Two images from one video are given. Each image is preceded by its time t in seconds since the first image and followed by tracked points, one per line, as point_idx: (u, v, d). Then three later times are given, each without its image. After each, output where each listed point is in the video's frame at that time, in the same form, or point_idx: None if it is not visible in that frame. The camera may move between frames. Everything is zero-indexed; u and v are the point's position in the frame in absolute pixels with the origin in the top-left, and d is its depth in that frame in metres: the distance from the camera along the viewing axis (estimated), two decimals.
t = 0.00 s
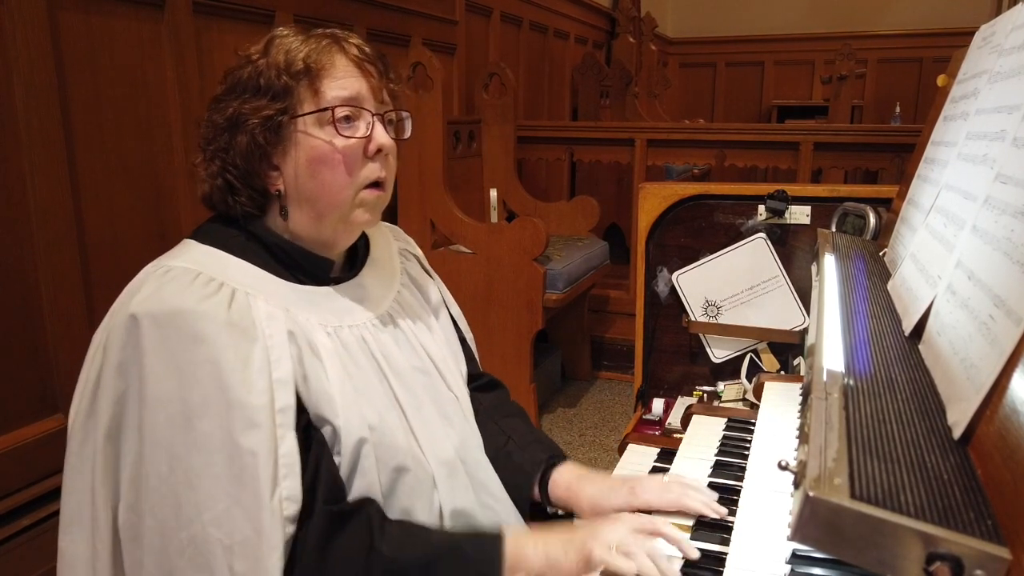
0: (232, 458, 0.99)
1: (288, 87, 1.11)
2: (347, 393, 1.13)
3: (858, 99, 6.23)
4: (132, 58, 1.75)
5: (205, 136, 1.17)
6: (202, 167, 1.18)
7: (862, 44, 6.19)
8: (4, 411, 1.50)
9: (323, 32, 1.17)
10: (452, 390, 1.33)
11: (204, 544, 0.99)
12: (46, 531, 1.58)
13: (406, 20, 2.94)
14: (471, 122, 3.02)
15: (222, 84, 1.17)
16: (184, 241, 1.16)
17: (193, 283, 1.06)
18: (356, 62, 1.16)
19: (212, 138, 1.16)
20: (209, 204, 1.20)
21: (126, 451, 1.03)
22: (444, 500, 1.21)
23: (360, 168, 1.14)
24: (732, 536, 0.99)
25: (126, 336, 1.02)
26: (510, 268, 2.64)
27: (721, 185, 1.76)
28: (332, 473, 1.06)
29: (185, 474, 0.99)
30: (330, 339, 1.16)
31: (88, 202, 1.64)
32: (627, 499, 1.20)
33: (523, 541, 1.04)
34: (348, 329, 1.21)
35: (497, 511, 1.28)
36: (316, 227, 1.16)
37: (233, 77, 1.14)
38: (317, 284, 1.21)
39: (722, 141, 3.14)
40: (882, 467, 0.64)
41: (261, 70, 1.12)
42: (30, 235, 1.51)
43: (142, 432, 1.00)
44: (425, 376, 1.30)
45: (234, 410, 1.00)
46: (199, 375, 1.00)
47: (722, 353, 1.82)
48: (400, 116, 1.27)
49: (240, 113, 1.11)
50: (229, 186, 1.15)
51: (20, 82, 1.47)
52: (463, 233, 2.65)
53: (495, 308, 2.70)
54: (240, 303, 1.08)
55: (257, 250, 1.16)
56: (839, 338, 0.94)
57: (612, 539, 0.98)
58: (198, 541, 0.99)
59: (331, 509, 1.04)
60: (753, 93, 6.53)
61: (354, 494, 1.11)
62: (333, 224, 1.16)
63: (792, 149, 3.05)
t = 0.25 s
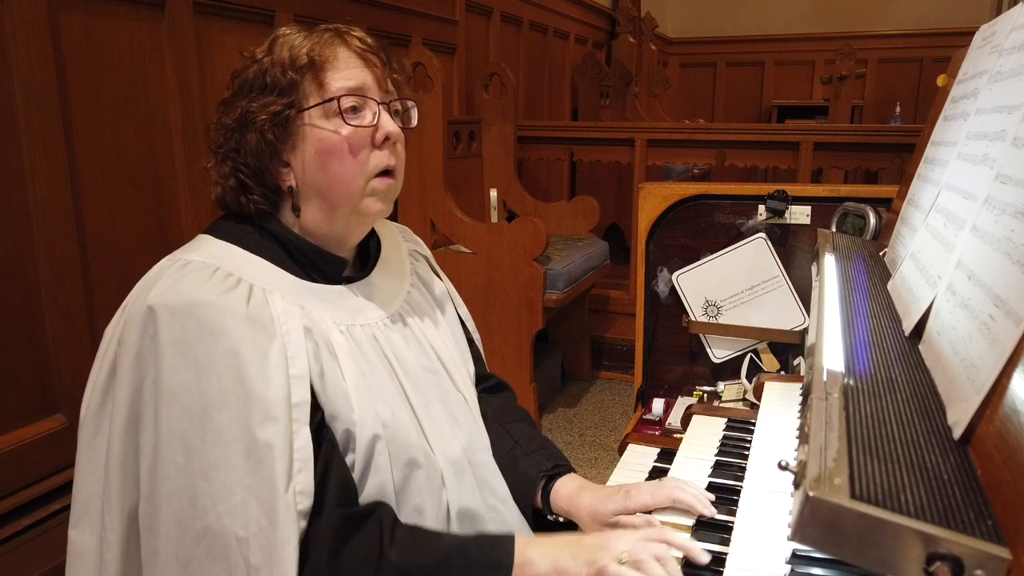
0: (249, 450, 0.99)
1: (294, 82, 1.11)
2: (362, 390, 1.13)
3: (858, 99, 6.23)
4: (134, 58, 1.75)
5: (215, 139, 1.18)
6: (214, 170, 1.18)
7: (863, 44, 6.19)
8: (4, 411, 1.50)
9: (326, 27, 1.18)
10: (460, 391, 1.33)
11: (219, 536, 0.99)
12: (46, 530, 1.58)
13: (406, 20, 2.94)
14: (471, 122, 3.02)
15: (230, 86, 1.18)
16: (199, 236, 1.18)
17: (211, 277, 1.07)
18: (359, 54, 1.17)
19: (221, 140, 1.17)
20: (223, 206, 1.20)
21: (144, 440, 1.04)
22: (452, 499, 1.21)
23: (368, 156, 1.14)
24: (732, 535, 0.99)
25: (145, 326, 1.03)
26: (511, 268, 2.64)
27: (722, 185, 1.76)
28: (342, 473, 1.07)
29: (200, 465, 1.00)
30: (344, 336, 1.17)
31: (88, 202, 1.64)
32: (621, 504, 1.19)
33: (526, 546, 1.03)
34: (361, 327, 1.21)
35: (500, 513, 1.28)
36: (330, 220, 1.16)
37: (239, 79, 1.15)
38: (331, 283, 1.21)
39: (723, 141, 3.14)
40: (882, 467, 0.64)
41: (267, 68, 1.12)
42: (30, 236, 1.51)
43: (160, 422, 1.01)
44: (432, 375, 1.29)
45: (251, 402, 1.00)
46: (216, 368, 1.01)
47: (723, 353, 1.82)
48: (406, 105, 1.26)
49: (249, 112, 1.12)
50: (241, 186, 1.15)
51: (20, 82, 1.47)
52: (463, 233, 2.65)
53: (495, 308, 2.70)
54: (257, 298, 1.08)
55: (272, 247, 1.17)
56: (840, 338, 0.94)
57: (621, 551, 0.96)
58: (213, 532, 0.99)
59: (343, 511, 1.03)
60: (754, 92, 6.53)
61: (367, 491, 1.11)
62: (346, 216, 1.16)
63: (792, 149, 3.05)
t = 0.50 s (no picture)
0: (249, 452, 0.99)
1: (288, 79, 1.12)
2: (361, 389, 1.13)
3: (858, 99, 6.23)
4: (134, 58, 1.75)
5: (211, 144, 1.19)
6: (210, 175, 1.18)
7: (863, 44, 6.19)
8: (3, 412, 1.50)
9: (318, 25, 1.19)
10: (460, 391, 1.33)
11: (220, 538, 0.98)
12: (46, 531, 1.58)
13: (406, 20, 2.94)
14: (471, 122, 3.02)
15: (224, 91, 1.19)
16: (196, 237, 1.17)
17: (210, 277, 1.07)
18: (352, 49, 1.17)
19: (217, 144, 1.17)
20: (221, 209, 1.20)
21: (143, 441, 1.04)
22: (451, 499, 1.21)
23: (364, 148, 1.14)
24: (732, 535, 0.99)
25: (144, 326, 1.03)
26: (510, 268, 2.64)
27: (722, 185, 1.76)
28: (342, 473, 1.07)
29: (199, 467, 0.99)
30: (344, 336, 1.17)
31: (88, 202, 1.64)
32: (621, 502, 1.20)
33: (526, 536, 0.99)
34: (361, 327, 1.21)
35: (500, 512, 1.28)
36: (328, 216, 1.16)
37: (233, 82, 1.16)
38: (331, 282, 1.22)
39: (723, 141, 3.14)
40: (882, 467, 0.64)
41: (259, 68, 1.13)
42: (30, 236, 1.51)
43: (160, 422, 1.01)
44: (432, 375, 1.29)
45: (250, 403, 1.00)
46: (215, 369, 1.01)
47: (723, 353, 1.82)
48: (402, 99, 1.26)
49: (243, 113, 1.13)
50: (238, 188, 1.16)
51: (20, 82, 1.47)
52: (463, 233, 2.65)
53: (495, 308, 2.71)
54: (257, 298, 1.08)
55: (270, 246, 1.16)
56: (840, 338, 0.94)
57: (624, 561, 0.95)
58: (212, 534, 0.99)
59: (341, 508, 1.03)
60: (753, 92, 6.53)
61: (366, 491, 1.10)
62: (343, 211, 1.16)
63: (792, 149, 3.05)
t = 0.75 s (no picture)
0: (236, 463, 0.99)
1: (274, 80, 1.12)
2: (354, 393, 1.13)
3: (858, 99, 6.23)
4: (133, 59, 1.75)
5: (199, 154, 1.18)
6: (198, 182, 1.18)
7: (863, 44, 6.19)
8: (3, 412, 1.50)
9: (300, 26, 1.19)
10: (458, 390, 1.33)
11: (209, 546, 1.00)
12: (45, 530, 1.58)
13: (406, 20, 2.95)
14: (471, 122, 3.02)
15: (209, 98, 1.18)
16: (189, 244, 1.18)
17: (199, 286, 1.07)
18: (335, 48, 1.18)
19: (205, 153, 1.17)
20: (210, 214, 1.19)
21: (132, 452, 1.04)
22: (452, 500, 1.23)
23: (354, 144, 1.14)
24: (732, 535, 0.99)
25: (132, 338, 1.03)
26: (510, 268, 2.64)
27: (722, 185, 1.75)
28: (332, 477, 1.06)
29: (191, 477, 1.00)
30: (337, 340, 1.17)
31: (88, 201, 1.64)
32: (624, 496, 1.19)
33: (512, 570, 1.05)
34: (354, 329, 1.21)
35: (501, 510, 1.29)
36: (319, 215, 1.16)
37: (218, 87, 1.15)
38: (324, 285, 1.21)
39: (723, 141, 3.14)
40: (882, 467, 0.64)
41: (243, 70, 1.13)
42: (30, 236, 1.51)
43: (148, 435, 1.02)
44: (431, 375, 1.29)
45: (239, 414, 1.00)
46: (204, 379, 1.01)
47: (723, 353, 1.82)
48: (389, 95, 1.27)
49: (230, 118, 1.12)
50: (229, 193, 1.15)
51: (20, 82, 1.47)
52: (463, 233, 2.65)
53: (494, 308, 2.71)
54: (245, 305, 1.08)
55: (258, 250, 1.17)
56: (840, 338, 0.94)
57: None
58: (203, 543, 1.00)
59: (328, 528, 1.02)
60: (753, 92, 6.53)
61: (361, 500, 1.13)
62: (335, 210, 1.16)
63: (792, 149, 3.05)
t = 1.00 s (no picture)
0: (231, 463, 1.00)
1: (263, 80, 1.12)
2: (346, 392, 1.13)
3: (858, 99, 6.23)
4: (133, 58, 1.75)
5: (189, 155, 1.18)
6: (189, 184, 1.17)
7: (863, 44, 6.20)
8: (3, 411, 1.50)
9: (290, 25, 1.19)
10: (452, 384, 1.33)
11: (206, 546, 1.00)
12: (45, 531, 1.58)
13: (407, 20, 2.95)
14: (471, 122, 3.02)
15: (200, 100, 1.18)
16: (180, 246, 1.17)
17: (189, 287, 1.07)
18: (325, 46, 1.18)
19: (196, 155, 1.17)
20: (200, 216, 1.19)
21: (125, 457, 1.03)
22: (448, 497, 1.22)
23: (346, 143, 1.14)
24: (732, 535, 0.99)
25: (123, 342, 1.03)
26: (510, 268, 2.64)
27: (721, 185, 1.75)
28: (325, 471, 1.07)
29: (186, 478, 1.01)
30: (329, 338, 1.16)
31: (88, 201, 1.64)
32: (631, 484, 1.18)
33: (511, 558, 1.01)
34: (346, 326, 1.21)
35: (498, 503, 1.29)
36: (310, 215, 1.16)
37: (208, 88, 1.16)
38: (314, 283, 1.21)
39: (723, 141, 3.14)
40: (882, 467, 0.64)
41: (233, 71, 1.13)
42: (30, 236, 1.51)
43: (142, 437, 1.01)
44: (425, 371, 1.29)
45: (234, 413, 1.00)
46: (196, 380, 1.01)
47: (723, 353, 1.82)
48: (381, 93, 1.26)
49: (221, 119, 1.13)
50: (219, 195, 1.15)
51: (19, 82, 1.47)
52: (463, 233, 2.64)
53: (494, 308, 2.71)
54: (236, 305, 1.08)
55: (249, 249, 1.16)
56: (840, 338, 0.94)
57: None
58: (200, 542, 1.00)
59: (323, 522, 1.02)
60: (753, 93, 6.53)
61: (355, 498, 1.12)
62: (327, 210, 1.16)
63: (792, 149, 3.05)
